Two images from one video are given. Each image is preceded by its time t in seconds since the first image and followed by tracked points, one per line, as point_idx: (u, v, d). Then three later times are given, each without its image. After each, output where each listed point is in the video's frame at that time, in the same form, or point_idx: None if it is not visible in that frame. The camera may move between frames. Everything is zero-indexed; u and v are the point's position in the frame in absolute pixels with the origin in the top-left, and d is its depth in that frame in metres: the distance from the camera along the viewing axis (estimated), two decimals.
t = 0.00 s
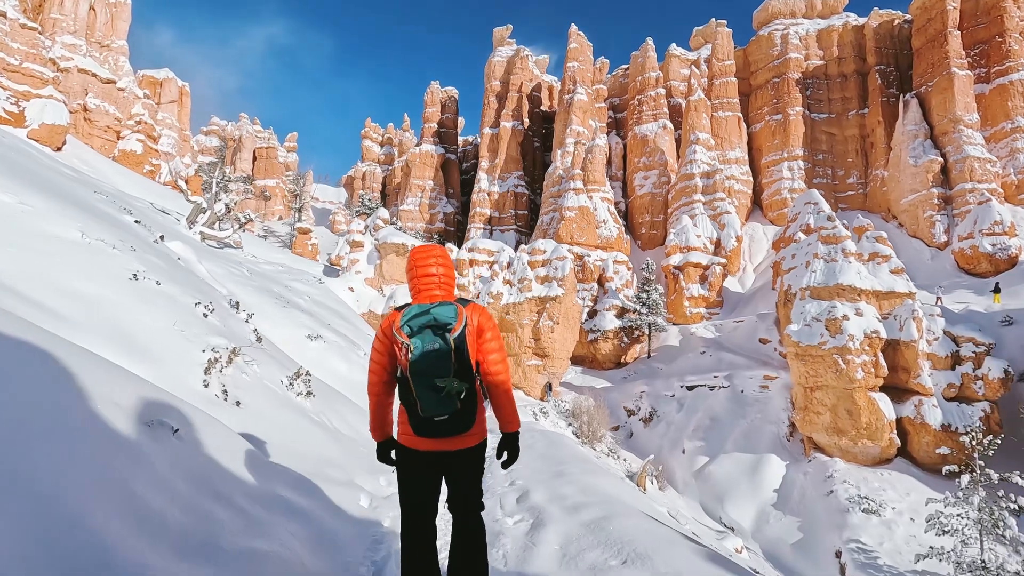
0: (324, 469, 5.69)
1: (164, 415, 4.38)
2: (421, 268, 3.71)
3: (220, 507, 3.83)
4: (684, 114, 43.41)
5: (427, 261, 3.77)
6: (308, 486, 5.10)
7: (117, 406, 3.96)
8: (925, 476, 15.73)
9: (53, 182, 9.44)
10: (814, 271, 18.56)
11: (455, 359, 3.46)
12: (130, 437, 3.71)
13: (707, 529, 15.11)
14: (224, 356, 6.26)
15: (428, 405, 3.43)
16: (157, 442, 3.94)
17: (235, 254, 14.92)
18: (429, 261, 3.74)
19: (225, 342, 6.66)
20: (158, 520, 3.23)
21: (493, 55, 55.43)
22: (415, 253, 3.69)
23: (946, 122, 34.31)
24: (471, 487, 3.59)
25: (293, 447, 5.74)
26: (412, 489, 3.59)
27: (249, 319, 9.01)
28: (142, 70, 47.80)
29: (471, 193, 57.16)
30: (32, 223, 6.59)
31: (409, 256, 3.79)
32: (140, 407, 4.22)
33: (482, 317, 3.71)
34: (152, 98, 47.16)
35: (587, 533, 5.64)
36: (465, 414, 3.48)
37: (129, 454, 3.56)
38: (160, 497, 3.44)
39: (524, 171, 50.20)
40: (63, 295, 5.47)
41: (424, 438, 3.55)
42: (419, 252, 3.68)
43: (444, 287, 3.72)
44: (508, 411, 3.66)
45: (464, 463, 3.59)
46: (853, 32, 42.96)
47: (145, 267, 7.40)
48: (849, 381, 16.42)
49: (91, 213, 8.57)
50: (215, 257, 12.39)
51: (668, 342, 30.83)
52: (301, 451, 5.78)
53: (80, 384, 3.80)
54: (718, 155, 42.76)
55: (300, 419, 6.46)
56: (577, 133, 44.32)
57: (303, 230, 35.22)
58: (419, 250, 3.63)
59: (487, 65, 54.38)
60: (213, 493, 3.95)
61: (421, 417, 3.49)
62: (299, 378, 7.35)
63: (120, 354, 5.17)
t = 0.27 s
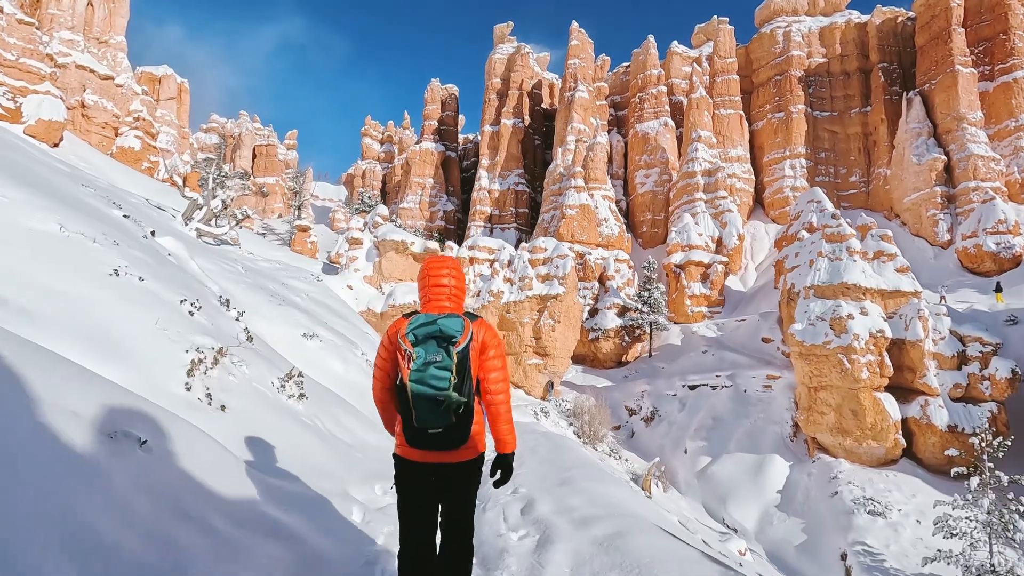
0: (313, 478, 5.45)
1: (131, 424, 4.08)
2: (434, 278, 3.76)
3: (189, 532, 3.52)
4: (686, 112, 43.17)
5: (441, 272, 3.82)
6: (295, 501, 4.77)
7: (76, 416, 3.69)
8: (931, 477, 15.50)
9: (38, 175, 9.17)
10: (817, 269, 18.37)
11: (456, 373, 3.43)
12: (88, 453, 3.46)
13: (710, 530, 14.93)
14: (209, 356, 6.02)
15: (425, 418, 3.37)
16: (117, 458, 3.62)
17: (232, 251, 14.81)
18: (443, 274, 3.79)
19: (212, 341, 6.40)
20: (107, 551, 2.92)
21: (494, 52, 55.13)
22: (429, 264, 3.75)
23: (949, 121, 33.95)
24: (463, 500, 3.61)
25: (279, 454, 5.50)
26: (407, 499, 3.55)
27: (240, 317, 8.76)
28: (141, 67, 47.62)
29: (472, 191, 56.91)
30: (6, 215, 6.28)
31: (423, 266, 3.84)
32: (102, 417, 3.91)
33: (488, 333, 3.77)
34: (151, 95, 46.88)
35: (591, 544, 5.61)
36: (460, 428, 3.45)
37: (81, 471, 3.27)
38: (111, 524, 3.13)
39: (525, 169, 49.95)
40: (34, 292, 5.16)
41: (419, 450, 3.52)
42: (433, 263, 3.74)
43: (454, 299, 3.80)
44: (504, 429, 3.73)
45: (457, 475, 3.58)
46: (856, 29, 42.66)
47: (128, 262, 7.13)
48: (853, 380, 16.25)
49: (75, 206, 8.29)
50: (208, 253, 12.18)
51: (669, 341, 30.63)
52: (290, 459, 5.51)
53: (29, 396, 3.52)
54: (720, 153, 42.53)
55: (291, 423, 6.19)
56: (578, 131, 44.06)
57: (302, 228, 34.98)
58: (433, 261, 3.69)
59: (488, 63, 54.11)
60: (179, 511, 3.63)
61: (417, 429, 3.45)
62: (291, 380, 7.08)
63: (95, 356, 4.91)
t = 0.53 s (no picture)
0: (301, 494, 5.07)
1: (85, 443, 3.42)
2: (442, 283, 3.76)
3: None
4: (686, 110, 42.95)
5: (449, 277, 3.81)
6: (282, 517, 4.48)
7: (12, 436, 3.02)
8: (937, 480, 15.29)
9: (14, 169, 8.75)
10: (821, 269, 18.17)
11: (467, 376, 3.36)
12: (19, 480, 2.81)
13: (713, 533, 14.70)
14: (189, 362, 5.61)
15: (433, 421, 3.27)
16: (62, 487, 2.97)
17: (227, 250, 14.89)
18: (452, 278, 3.79)
19: (194, 344, 6.03)
20: None
21: (494, 51, 54.91)
22: (439, 267, 3.74)
23: (951, 119, 33.62)
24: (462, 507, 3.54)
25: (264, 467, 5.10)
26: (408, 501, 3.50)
27: (228, 319, 8.42)
28: (138, 66, 47.35)
29: (471, 191, 56.69)
30: None
31: (431, 270, 3.82)
32: (49, 433, 3.26)
33: (496, 338, 3.74)
34: (148, 94, 46.63)
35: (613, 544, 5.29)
36: (468, 433, 3.37)
37: (7, 510, 2.61)
38: None
39: (524, 168, 49.72)
40: None
41: (424, 452, 3.44)
42: (442, 267, 3.74)
43: (461, 304, 3.80)
44: (502, 430, 3.76)
45: (459, 479, 3.54)
46: (857, 28, 42.41)
47: (105, 261, 6.74)
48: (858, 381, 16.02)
49: (52, 203, 7.89)
50: (198, 252, 11.85)
51: (670, 341, 30.44)
52: (276, 471, 5.17)
53: None
54: (720, 152, 42.31)
55: (277, 432, 5.87)
56: (578, 130, 43.83)
57: (301, 227, 34.75)
58: (443, 265, 3.69)
59: (487, 62, 53.91)
60: (137, 555, 2.96)
61: (424, 433, 3.34)
62: (279, 386, 6.81)
63: (60, 361, 4.48)
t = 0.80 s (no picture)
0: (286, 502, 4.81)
1: (32, 459, 3.08)
2: (413, 297, 3.71)
3: None
4: (686, 109, 42.77)
5: (418, 290, 3.76)
6: (273, 527, 4.28)
7: None
8: (943, 481, 15.11)
9: None
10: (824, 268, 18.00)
11: (453, 389, 3.32)
12: None
13: (717, 536, 14.54)
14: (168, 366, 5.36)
15: (425, 437, 3.22)
16: None
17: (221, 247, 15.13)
18: (421, 291, 3.73)
19: (176, 346, 5.80)
20: None
21: (493, 50, 54.72)
22: (407, 282, 3.69)
23: (953, 117, 33.36)
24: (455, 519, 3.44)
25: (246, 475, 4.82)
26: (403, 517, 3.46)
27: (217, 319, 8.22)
28: (136, 66, 47.18)
29: (471, 191, 56.53)
30: None
31: (399, 285, 3.77)
32: None
33: (473, 345, 3.69)
34: (146, 94, 46.47)
35: (625, 543, 5.18)
36: (462, 443, 3.34)
37: None
38: None
39: (524, 167, 49.55)
40: None
41: (416, 468, 3.37)
42: (411, 280, 3.69)
43: (434, 314, 3.75)
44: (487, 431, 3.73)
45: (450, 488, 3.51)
46: (858, 26, 42.21)
47: (83, 258, 6.49)
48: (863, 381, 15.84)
49: (33, 200, 7.67)
50: (191, 251, 11.69)
51: (671, 341, 30.26)
52: (260, 479, 4.91)
53: None
54: (721, 151, 42.11)
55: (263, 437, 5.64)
56: (578, 129, 43.66)
57: (299, 227, 34.57)
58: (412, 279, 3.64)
59: (487, 61, 53.77)
60: None
61: (415, 450, 3.28)
62: (268, 390, 6.58)
63: (22, 366, 4.20)
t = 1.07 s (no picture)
0: (271, 509, 4.58)
1: None
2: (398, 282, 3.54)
3: None
4: (688, 108, 42.53)
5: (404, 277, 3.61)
6: (268, 536, 4.11)
7: None
8: (951, 482, 14.89)
9: None
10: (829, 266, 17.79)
11: (433, 373, 3.14)
12: None
13: (722, 538, 14.35)
14: (148, 366, 5.11)
15: (404, 422, 3.05)
16: None
17: (218, 246, 15.10)
18: (407, 276, 3.57)
19: (157, 344, 5.56)
20: None
21: (494, 49, 54.57)
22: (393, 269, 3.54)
23: (957, 115, 33.03)
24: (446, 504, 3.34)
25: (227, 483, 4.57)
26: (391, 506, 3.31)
27: (208, 318, 8.03)
28: (136, 65, 47.04)
29: (472, 190, 56.34)
30: None
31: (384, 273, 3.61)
32: None
33: (458, 331, 3.52)
34: (146, 94, 46.35)
35: (638, 556, 4.83)
36: (444, 429, 3.14)
37: None
38: None
39: (525, 167, 49.35)
40: None
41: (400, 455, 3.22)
42: (396, 267, 3.54)
43: (422, 301, 3.55)
44: (479, 424, 3.52)
45: (439, 477, 3.32)
46: (861, 24, 41.91)
47: (62, 252, 6.26)
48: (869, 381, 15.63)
49: (16, 194, 7.46)
50: (185, 248, 11.55)
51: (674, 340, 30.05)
52: (243, 486, 4.66)
53: None
54: (723, 150, 41.88)
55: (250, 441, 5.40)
56: (579, 127, 43.46)
57: (300, 227, 34.38)
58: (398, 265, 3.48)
59: (487, 60, 53.60)
60: None
61: (396, 435, 3.11)
62: (258, 391, 6.38)
63: None
